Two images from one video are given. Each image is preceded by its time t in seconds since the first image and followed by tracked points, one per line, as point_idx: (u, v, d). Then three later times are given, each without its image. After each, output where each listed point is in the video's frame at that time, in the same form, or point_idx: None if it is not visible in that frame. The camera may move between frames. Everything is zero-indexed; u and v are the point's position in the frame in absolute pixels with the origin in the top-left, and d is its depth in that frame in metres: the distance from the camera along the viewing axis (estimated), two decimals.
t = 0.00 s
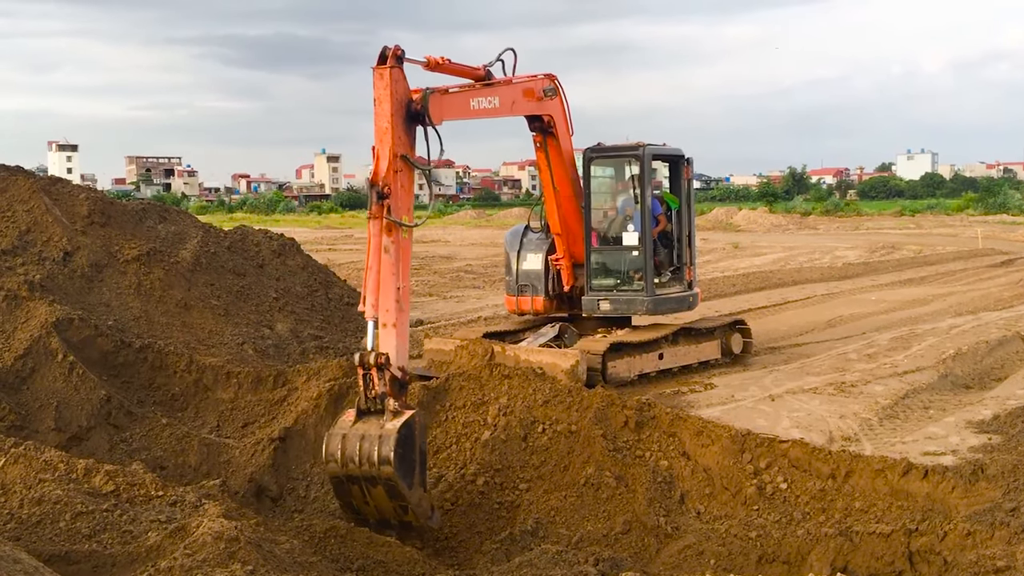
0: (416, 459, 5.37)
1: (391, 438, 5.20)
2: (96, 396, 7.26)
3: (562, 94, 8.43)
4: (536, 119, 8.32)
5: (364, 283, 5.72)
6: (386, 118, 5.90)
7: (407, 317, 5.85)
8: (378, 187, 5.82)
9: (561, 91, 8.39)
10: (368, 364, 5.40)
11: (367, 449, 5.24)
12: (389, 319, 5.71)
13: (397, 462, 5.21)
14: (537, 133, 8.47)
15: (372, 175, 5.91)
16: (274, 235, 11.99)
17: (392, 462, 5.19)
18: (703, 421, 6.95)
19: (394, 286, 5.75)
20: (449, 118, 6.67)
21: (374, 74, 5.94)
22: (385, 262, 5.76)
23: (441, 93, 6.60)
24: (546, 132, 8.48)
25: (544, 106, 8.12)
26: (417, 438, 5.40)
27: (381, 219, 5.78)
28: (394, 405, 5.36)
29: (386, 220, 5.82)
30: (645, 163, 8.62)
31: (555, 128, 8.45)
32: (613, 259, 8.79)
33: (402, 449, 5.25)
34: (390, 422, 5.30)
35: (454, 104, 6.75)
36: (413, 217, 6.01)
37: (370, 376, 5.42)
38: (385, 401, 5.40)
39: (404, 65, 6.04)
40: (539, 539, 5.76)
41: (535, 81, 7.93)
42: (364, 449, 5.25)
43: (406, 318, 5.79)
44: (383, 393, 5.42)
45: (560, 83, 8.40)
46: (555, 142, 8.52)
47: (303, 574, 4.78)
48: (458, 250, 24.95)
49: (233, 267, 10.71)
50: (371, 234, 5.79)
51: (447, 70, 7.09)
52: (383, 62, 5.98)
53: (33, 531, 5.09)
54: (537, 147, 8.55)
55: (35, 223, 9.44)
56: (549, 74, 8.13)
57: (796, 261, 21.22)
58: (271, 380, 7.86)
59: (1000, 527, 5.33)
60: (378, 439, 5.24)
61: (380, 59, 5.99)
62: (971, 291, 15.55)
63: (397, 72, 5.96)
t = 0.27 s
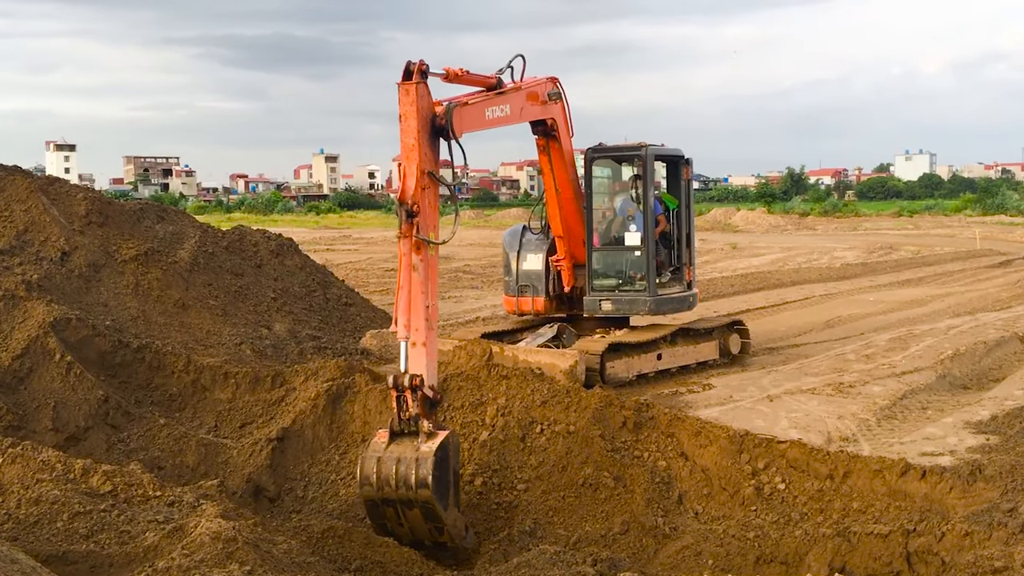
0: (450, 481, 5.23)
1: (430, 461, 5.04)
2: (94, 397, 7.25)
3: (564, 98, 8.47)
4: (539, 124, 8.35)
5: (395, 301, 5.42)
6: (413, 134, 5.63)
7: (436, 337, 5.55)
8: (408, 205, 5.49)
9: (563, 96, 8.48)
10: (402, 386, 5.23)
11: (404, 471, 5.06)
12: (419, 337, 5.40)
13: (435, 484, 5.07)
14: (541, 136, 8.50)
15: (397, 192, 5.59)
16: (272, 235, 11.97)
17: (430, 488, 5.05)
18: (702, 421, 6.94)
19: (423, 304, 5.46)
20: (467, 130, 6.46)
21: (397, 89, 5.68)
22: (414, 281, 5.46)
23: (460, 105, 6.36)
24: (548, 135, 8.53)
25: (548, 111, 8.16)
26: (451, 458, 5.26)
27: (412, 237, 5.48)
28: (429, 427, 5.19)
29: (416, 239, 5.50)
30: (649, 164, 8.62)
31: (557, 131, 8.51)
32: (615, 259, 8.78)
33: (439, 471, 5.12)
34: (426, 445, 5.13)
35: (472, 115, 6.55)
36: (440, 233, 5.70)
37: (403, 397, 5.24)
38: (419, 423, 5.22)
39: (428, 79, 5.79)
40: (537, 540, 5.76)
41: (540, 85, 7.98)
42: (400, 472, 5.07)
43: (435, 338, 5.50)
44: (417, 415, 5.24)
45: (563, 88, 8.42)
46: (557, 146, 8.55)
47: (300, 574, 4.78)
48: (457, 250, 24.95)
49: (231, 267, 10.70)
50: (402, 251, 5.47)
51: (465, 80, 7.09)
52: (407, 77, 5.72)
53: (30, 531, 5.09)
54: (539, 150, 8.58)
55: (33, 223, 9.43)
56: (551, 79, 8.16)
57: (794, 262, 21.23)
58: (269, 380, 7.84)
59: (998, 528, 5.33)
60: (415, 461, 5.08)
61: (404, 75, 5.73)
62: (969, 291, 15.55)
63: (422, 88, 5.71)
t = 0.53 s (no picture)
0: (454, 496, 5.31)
1: (433, 481, 5.10)
2: (90, 395, 7.24)
3: (561, 99, 8.43)
4: (538, 125, 8.30)
5: (396, 317, 5.42)
6: (413, 149, 5.57)
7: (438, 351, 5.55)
8: (409, 221, 5.46)
9: (561, 98, 8.40)
10: (402, 405, 5.22)
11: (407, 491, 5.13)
12: (420, 352, 5.42)
13: (438, 502, 5.14)
14: (538, 138, 8.44)
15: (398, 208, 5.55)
16: (270, 233, 11.95)
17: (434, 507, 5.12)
18: (699, 420, 6.94)
19: (424, 319, 5.45)
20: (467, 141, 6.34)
21: (397, 104, 5.61)
22: (415, 295, 5.45)
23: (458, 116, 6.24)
24: (546, 136, 8.46)
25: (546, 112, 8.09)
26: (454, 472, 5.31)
27: (413, 253, 5.45)
28: (430, 445, 5.22)
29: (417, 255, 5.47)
30: (647, 162, 8.61)
31: (555, 132, 8.43)
32: (612, 258, 8.79)
33: (442, 488, 5.16)
34: (428, 463, 5.18)
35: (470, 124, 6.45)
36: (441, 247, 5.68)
37: (404, 416, 5.24)
38: (420, 441, 5.25)
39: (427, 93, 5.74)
40: (534, 539, 5.77)
41: (538, 88, 7.95)
42: (404, 492, 5.13)
43: (437, 351, 5.52)
44: (418, 433, 5.26)
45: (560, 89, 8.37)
46: (555, 147, 8.50)
47: (297, 572, 4.78)
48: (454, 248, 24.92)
49: (229, 265, 10.69)
50: (402, 268, 5.46)
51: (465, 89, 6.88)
52: (407, 91, 5.66)
53: (27, 529, 5.08)
54: (537, 152, 8.53)
55: (30, 220, 9.42)
56: (547, 79, 8.12)
57: (792, 261, 21.22)
58: (267, 378, 7.82)
59: (994, 527, 5.34)
60: (418, 481, 5.13)
61: (403, 89, 5.66)
62: (967, 291, 15.56)
63: (422, 102, 5.66)
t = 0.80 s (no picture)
0: (444, 501, 5.50)
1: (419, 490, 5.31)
2: (88, 393, 7.24)
3: (557, 99, 8.43)
4: (533, 125, 8.31)
5: (383, 326, 5.46)
6: (398, 159, 5.48)
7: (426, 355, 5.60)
8: (395, 232, 5.43)
9: (557, 98, 8.41)
10: (390, 417, 5.42)
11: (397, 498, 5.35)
12: (408, 359, 5.47)
13: (426, 510, 5.34)
14: (534, 138, 8.47)
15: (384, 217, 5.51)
16: (268, 231, 11.94)
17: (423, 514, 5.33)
18: (697, 418, 6.94)
19: (412, 326, 5.49)
20: (456, 146, 6.28)
21: (380, 114, 5.49)
22: (402, 304, 5.46)
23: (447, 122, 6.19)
24: (541, 137, 8.49)
25: (541, 113, 8.10)
26: (443, 477, 5.49)
27: (399, 263, 5.44)
28: (418, 454, 5.40)
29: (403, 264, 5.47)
30: (644, 161, 8.60)
31: (550, 132, 8.46)
32: (609, 256, 8.79)
33: (430, 495, 5.36)
34: (416, 473, 5.37)
35: (460, 130, 6.40)
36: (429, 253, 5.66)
37: (392, 426, 5.44)
38: (409, 450, 5.44)
39: (412, 100, 5.59)
40: (532, 537, 5.77)
41: (531, 88, 7.91)
42: (394, 500, 5.36)
43: (425, 356, 5.56)
44: (407, 443, 5.45)
45: (555, 89, 8.37)
46: (550, 146, 8.54)
47: (295, 570, 4.78)
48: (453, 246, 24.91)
49: (227, 263, 10.68)
50: (388, 277, 5.46)
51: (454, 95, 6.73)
52: (390, 100, 5.51)
53: (25, 527, 5.08)
54: (532, 152, 8.57)
55: (27, 218, 9.41)
56: (542, 80, 8.12)
57: (790, 259, 21.23)
58: (265, 377, 7.81)
59: (992, 525, 5.35)
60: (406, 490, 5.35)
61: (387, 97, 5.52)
62: (965, 289, 15.57)
63: (406, 111, 5.53)
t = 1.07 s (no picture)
0: (443, 504, 5.57)
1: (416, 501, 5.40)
2: (88, 392, 7.24)
3: (554, 99, 8.42)
4: (529, 126, 8.31)
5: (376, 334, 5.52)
6: (386, 168, 5.50)
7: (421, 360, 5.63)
8: (385, 242, 5.47)
9: (554, 99, 8.41)
10: (385, 428, 5.47)
11: (396, 505, 5.46)
12: (403, 365, 5.50)
13: (425, 517, 5.43)
14: (530, 139, 8.47)
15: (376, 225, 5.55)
16: (268, 231, 11.94)
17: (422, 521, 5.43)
18: (697, 417, 6.94)
19: (405, 332, 5.51)
20: (446, 151, 6.26)
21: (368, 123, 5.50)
22: (395, 311, 5.50)
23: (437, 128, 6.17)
24: (538, 137, 8.49)
25: (537, 115, 8.09)
26: (441, 480, 5.56)
27: (390, 272, 5.47)
28: (414, 463, 5.45)
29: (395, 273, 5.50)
30: (643, 160, 8.60)
31: (547, 133, 8.45)
32: (608, 256, 8.78)
33: (427, 501, 5.44)
34: (414, 482, 5.45)
35: (450, 135, 6.39)
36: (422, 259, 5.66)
37: (388, 437, 5.49)
38: (405, 460, 5.49)
39: (400, 108, 5.59)
40: (532, 536, 5.77)
41: (527, 90, 7.92)
42: (393, 509, 5.47)
43: (420, 362, 5.58)
44: (403, 452, 5.49)
45: (552, 90, 8.37)
46: (547, 147, 8.54)
47: (295, 569, 4.78)
48: (453, 246, 24.90)
49: (227, 262, 10.68)
50: (380, 286, 5.50)
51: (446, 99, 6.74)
52: (378, 108, 5.53)
53: (25, 526, 5.08)
54: (529, 153, 8.57)
55: (27, 217, 9.40)
56: (539, 81, 8.13)
57: (790, 259, 21.22)
58: (265, 376, 7.80)
59: (992, 524, 5.35)
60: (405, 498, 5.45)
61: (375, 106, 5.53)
62: (965, 289, 15.57)
63: (394, 119, 5.53)
